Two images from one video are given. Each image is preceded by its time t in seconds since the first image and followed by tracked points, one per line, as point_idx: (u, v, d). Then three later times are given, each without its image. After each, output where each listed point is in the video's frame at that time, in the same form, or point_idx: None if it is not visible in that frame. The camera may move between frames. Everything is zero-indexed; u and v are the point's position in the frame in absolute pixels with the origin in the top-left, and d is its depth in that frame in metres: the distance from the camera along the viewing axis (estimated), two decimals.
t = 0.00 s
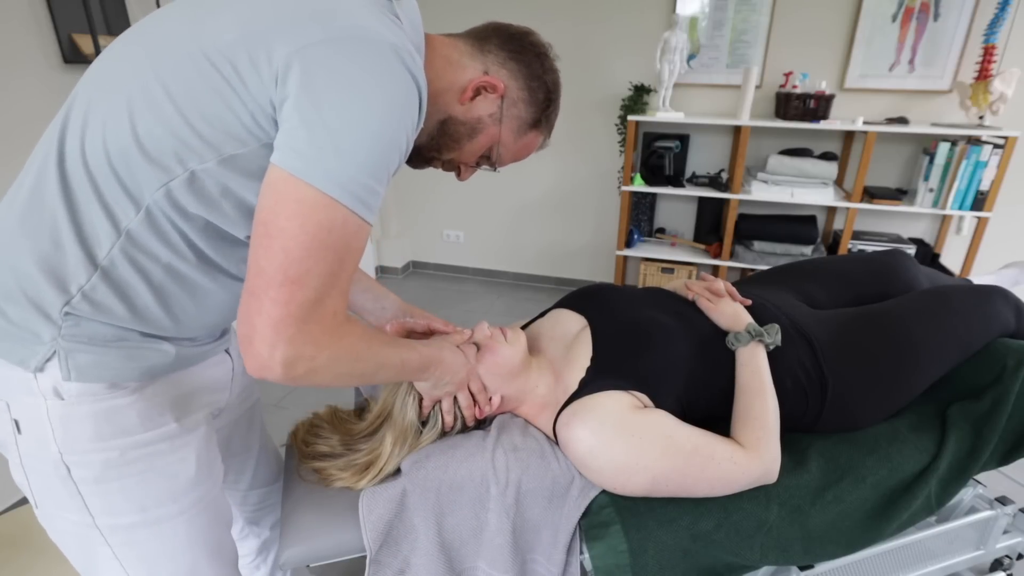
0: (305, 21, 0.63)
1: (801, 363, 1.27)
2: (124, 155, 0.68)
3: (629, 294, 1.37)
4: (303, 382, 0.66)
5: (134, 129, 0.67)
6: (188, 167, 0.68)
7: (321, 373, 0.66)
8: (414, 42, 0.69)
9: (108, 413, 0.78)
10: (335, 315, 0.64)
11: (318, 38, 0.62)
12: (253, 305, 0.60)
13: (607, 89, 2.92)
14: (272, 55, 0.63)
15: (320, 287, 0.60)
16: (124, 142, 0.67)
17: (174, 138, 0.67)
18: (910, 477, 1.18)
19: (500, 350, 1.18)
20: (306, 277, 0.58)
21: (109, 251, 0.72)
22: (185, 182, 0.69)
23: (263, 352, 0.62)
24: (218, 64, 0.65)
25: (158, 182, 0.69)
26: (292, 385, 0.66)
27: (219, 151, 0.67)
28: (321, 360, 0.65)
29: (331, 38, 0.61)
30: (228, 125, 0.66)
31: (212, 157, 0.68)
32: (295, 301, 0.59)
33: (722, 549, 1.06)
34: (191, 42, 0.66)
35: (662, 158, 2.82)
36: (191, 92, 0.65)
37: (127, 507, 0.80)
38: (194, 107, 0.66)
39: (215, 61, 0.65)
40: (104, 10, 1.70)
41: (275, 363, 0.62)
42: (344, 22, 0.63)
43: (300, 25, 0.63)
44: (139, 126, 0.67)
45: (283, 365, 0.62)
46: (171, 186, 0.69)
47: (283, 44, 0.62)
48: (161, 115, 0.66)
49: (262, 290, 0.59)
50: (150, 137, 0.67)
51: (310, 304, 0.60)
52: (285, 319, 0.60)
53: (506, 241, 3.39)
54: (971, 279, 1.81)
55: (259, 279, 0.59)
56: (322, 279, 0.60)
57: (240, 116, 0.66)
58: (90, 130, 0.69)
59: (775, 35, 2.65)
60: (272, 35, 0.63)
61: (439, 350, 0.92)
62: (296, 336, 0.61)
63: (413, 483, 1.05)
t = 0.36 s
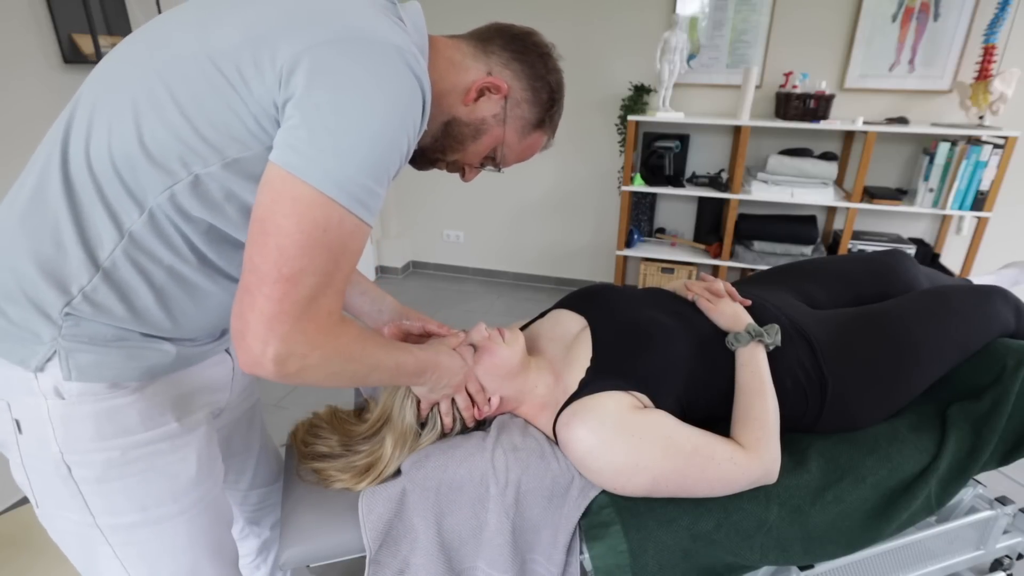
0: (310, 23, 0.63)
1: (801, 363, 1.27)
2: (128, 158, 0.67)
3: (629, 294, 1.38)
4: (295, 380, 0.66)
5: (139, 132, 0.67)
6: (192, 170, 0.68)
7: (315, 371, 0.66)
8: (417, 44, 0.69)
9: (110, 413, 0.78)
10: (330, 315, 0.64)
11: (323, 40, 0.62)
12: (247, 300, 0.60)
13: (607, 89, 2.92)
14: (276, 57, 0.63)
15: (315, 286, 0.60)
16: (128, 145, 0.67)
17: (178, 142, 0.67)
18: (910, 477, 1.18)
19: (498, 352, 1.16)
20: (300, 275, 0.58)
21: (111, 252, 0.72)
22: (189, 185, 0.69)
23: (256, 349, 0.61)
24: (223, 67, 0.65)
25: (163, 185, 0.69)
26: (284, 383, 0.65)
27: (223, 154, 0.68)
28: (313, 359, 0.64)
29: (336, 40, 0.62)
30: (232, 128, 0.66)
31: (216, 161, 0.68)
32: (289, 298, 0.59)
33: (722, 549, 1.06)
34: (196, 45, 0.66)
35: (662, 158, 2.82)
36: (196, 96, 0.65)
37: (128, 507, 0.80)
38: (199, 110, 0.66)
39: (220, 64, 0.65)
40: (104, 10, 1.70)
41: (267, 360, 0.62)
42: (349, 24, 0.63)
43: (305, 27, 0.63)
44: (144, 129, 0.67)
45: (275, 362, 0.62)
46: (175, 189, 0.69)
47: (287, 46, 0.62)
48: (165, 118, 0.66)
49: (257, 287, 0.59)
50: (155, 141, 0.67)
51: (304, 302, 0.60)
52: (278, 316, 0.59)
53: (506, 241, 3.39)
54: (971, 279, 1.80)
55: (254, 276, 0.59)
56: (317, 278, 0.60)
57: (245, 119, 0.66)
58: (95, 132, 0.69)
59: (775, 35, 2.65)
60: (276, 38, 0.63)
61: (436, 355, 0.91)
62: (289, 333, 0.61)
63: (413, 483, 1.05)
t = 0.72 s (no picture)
0: (310, 18, 0.63)
1: (800, 364, 1.27)
2: (131, 155, 0.67)
3: (629, 294, 1.38)
4: (290, 375, 0.65)
5: (142, 129, 0.67)
6: (195, 166, 0.68)
7: (311, 366, 0.65)
8: (418, 40, 0.69)
9: (117, 411, 0.78)
10: (327, 308, 0.64)
11: (325, 35, 0.62)
12: (244, 293, 0.60)
13: (607, 89, 2.92)
14: (278, 51, 0.63)
15: (313, 279, 0.60)
16: (131, 142, 0.67)
17: (180, 137, 0.67)
18: (910, 477, 1.18)
19: (497, 352, 1.16)
20: (299, 267, 0.58)
21: (115, 249, 0.71)
22: (192, 181, 0.69)
23: (252, 341, 0.61)
24: (225, 62, 0.65)
25: (166, 182, 0.69)
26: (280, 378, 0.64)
27: (226, 150, 0.68)
28: (311, 353, 0.64)
29: (338, 34, 0.62)
30: (234, 124, 0.66)
31: (219, 156, 0.68)
32: (287, 290, 0.59)
33: (722, 549, 1.06)
34: (198, 41, 0.66)
35: (662, 158, 2.82)
36: (199, 91, 0.66)
37: (135, 505, 0.80)
38: (201, 106, 0.66)
39: (221, 59, 0.65)
40: (104, 10, 1.70)
41: (263, 354, 0.61)
42: (351, 20, 0.63)
43: (306, 23, 0.63)
44: (146, 126, 0.67)
45: (272, 356, 0.61)
46: (178, 186, 0.69)
47: (288, 40, 0.62)
48: (168, 113, 0.66)
49: (255, 279, 0.58)
50: (158, 138, 0.67)
51: (303, 295, 0.60)
52: (277, 309, 0.59)
53: (506, 241, 3.39)
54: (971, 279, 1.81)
55: (252, 267, 0.59)
56: (316, 270, 0.60)
57: (246, 114, 0.66)
58: (98, 130, 0.69)
59: (775, 35, 2.65)
60: (277, 32, 0.63)
61: (436, 356, 0.90)
62: (287, 325, 0.60)
63: (413, 483, 1.05)
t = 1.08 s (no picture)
0: (310, 9, 0.64)
1: (800, 365, 1.27)
2: (137, 148, 0.68)
3: (629, 295, 1.38)
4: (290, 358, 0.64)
5: (147, 121, 0.67)
6: (201, 157, 0.68)
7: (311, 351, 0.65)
8: (413, 30, 0.69)
9: (122, 408, 0.78)
10: (329, 292, 0.64)
11: (323, 25, 0.62)
12: (248, 276, 0.60)
13: (607, 89, 2.92)
14: (282, 41, 0.63)
15: (315, 264, 0.60)
16: (137, 135, 0.67)
17: (187, 128, 0.67)
18: (910, 478, 1.18)
19: (497, 353, 1.16)
20: (302, 251, 0.58)
21: (121, 244, 0.72)
22: (199, 173, 0.69)
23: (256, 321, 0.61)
24: (228, 52, 0.65)
25: (172, 174, 0.69)
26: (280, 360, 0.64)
27: (232, 141, 0.68)
28: (313, 334, 0.64)
29: (335, 24, 0.62)
30: (240, 113, 0.67)
31: (225, 147, 0.68)
32: (289, 273, 0.59)
33: (722, 550, 1.06)
34: (200, 33, 0.67)
35: (662, 158, 2.82)
36: (205, 82, 0.66)
37: (139, 501, 0.80)
38: (206, 96, 0.66)
39: (224, 49, 0.65)
40: (104, 10, 1.70)
41: (267, 333, 0.61)
42: (348, 9, 0.64)
43: (305, 13, 0.63)
44: (152, 118, 0.67)
45: (275, 336, 0.61)
46: (184, 178, 0.69)
47: (290, 30, 0.63)
48: (174, 104, 0.66)
49: (260, 261, 0.59)
50: (164, 130, 0.67)
51: (305, 277, 0.60)
52: (280, 290, 0.59)
53: (506, 241, 3.39)
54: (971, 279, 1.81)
55: (256, 250, 0.59)
56: (318, 254, 0.60)
57: (253, 104, 0.66)
58: (103, 124, 0.69)
59: (775, 35, 2.65)
60: (281, 23, 0.64)
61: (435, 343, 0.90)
62: (289, 306, 0.60)
63: (413, 484, 1.04)
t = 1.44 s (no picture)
0: None
1: (799, 365, 1.27)
2: (132, 137, 0.67)
3: (628, 296, 1.39)
4: (283, 333, 0.65)
5: (139, 108, 0.67)
6: (193, 142, 0.68)
7: (304, 327, 0.65)
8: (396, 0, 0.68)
9: (137, 401, 0.78)
10: (320, 268, 0.64)
11: None
12: (239, 253, 0.61)
13: (607, 89, 2.92)
14: (262, 17, 0.62)
15: (306, 238, 0.60)
16: (131, 123, 0.67)
17: (177, 112, 0.67)
18: (910, 478, 1.18)
19: (496, 353, 1.16)
20: (292, 225, 0.59)
21: (127, 234, 0.72)
22: (194, 158, 0.69)
23: (249, 295, 0.61)
24: (211, 32, 0.65)
25: (168, 161, 0.69)
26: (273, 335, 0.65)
27: (221, 123, 0.68)
28: (304, 311, 0.64)
29: None
30: (228, 95, 0.66)
31: (215, 129, 0.68)
32: (280, 248, 0.59)
33: (722, 549, 1.06)
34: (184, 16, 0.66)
35: (662, 158, 2.82)
36: (192, 64, 0.66)
37: (151, 494, 0.80)
38: (194, 79, 0.66)
39: (207, 30, 0.65)
40: (104, 10, 1.70)
41: (260, 307, 0.61)
42: None
43: None
44: (143, 104, 0.67)
45: (267, 310, 0.62)
46: (180, 164, 0.69)
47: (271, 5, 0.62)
48: (163, 88, 0.66)
49: (251, 236, 0.59)
50: (156, 115, 0.67)
51: (295, 251, 0.60)
52: (271, 265, 0.60)
53: (506, 240, 3.39)
54: (970, 279, 1.81)
55: (246, 227, 0.59)
56: (308, 228, 0.60)
57: (240, 85, 0.66)
58: (97, 115, 0.69)
59: (775, 35, 2.65)
60: None
61: (430, 344, 0.90)
62: (282, 280, 0.61)
63: (413, 483, 1.04)
